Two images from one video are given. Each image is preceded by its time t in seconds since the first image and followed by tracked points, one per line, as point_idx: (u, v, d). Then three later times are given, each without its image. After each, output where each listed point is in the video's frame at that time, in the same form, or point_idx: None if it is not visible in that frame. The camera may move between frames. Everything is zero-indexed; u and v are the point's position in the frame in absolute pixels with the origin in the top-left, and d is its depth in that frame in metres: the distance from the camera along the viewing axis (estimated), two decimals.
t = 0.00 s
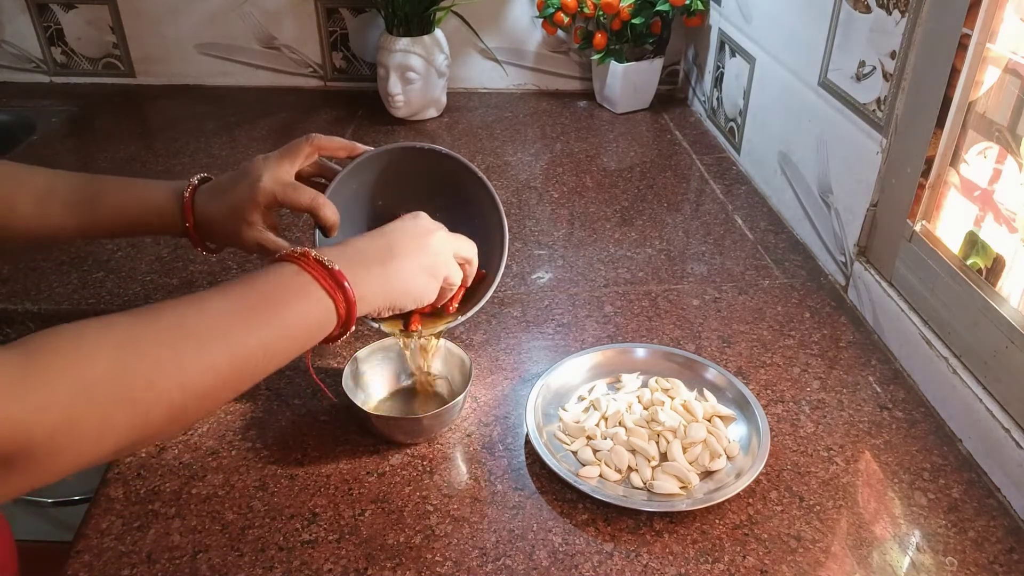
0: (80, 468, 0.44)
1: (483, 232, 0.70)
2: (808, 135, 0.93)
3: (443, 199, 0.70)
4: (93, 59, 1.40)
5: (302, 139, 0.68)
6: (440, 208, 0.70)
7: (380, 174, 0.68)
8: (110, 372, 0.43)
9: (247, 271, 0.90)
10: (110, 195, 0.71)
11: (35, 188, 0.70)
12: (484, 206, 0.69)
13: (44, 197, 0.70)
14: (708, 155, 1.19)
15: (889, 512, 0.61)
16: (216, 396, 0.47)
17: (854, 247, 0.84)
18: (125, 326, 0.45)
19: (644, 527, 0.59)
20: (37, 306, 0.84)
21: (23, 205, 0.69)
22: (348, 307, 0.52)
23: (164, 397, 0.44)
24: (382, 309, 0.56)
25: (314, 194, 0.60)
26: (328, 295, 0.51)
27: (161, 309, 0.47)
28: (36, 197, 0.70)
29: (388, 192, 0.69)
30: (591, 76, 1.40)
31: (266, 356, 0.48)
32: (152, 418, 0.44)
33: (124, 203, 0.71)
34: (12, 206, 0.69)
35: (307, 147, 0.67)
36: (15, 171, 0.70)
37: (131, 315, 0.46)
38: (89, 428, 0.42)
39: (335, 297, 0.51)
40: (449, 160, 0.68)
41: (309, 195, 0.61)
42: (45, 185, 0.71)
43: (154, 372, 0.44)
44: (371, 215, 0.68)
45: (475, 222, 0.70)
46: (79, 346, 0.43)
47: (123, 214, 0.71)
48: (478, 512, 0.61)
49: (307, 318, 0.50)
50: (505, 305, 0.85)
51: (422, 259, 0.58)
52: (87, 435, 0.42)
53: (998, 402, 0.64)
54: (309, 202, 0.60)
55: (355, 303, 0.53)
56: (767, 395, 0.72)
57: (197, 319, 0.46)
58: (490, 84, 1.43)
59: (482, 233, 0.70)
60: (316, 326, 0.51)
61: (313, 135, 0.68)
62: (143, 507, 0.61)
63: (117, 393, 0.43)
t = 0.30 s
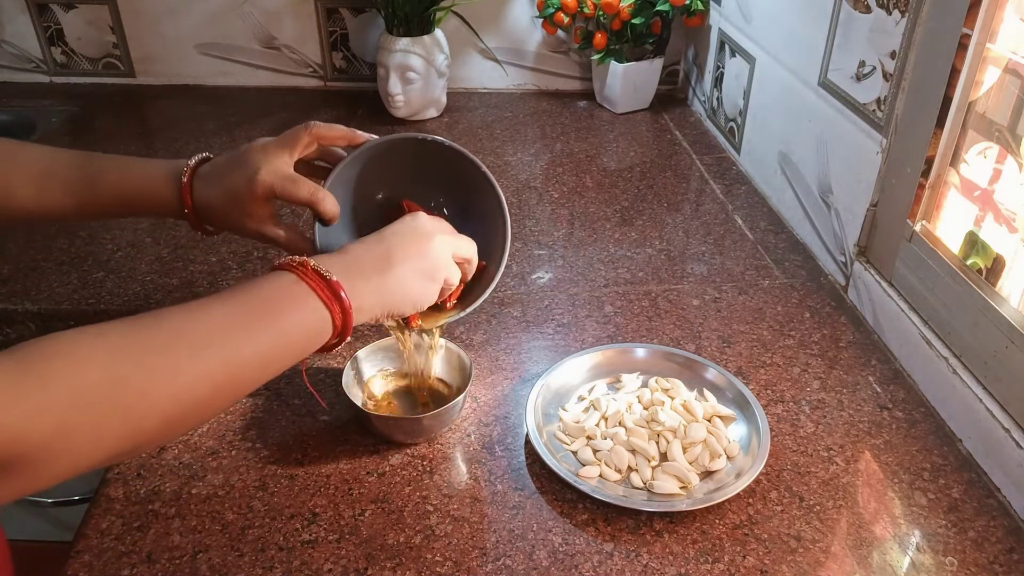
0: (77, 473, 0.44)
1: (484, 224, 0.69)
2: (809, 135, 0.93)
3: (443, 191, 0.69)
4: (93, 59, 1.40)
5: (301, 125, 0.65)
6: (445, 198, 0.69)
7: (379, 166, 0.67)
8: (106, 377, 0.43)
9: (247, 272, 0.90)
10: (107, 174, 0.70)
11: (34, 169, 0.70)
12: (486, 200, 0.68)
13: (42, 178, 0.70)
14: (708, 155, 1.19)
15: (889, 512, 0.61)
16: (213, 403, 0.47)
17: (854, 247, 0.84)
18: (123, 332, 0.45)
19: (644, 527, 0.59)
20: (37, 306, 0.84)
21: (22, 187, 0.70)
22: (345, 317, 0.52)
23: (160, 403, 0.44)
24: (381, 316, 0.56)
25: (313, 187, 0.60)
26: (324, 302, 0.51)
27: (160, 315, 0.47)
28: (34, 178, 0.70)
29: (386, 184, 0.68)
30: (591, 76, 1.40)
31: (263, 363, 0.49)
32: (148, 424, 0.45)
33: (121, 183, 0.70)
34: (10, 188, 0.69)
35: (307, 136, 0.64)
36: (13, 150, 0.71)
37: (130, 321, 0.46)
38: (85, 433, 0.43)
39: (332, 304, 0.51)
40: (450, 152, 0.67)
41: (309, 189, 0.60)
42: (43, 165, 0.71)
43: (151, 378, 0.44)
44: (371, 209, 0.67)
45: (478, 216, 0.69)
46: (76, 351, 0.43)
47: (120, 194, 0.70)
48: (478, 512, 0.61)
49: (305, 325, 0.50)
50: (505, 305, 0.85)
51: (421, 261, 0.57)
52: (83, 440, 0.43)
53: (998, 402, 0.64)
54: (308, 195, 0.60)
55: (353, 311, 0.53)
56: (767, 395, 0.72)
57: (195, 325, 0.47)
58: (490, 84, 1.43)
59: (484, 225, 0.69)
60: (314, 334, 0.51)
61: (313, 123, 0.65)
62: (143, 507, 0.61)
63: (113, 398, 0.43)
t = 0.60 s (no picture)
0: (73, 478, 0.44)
1: (490, 223, 0.67)
2: (809, 134, 0.93)
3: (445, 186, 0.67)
4: (93, 59, 1.40)
5: (303, 119, 0.64)
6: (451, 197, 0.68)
7: (377, 159, 0.66)
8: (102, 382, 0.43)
9: (247, 272, 0.90)
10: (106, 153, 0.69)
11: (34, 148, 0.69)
12: (490, 197, 0.66)
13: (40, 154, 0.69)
14: (708, 155, 1.19)
15: (889, 512, 0.61)
16: (206, 410, 0.47)
17: (854, 247, 0.84)
18: (118, 338, 0.45)
19: (644, 527, 0.59)
20: (37, 307, 0.84)
21: (21, 163, 0.68)
22: (337, 325, 0.52)
23: (154, 409, 0.45)
24: (377, 324, 0.56)
25: (316, 186, 0.61)
26: (319, 311, 0.51)
27: (155, 322, 0.47)
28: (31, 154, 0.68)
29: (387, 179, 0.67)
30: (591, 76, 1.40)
31: (256, 371, 0.49)
32: (142, 431, 0.45)
33: (120, 164, 0.69)
34: (8, 165, 0.68)
35: (309, 132, 0.63)
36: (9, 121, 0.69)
37: (126, 329, 0.46)
38: (79, 438, 0.43)
39: (327, 314, 0.52)
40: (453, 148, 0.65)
41: (312, 187, 0.61)
42: (41, 141, 0.69)
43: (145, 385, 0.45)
44: (370, 205, 0.66)
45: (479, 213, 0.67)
46: (73, 357, 0.44)
47: (118, 176, 0.69)
48: (478, 512, 0.61)
49: (299, 333, 0.50)
50: (505, 305, 0.85)
51: (417, 267, 0.57)
52: (75, 446, 0.43)
53: (998, 402, 0.64)
54: (312, 194, 0.61)
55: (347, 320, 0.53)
56: (767, 395, 0.72)
57: (191, 332, 0.47)
58: (490, 84, 1.43)
59: (490, 225, 0.67)
60: (308, 343, 0.51)
61: (316, 119, 0.64)
62: (143, 507, 0.61)
63: (107, 405, 0.43)
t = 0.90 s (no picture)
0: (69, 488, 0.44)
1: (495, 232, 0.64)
2: (809, 134, 0.93)
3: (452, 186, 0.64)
4: (93, 59, 1.40)
5: (306, 116, 0.62)
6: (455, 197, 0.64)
7: (378, 158, 0.63)
8: (95, 392, 0.44)
9: (247, 272, 0.90)
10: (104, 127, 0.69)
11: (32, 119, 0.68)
12: (499, 206, 0.63)
13: (40, 125, 0.68)
14: (708, 155, 1.19)
15: (889, 512, 0.61)
16: (198, 422, 0.48)
17: (854, 247, 0.84)
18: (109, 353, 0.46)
19: (644, 527, 0.59)
20: (37, 307, 0.84)
21: (20, 133, 0.68)
22: (329, 341, 0.52)
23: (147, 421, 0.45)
24: (374, 332, 0.56)
25: (318, 187, 0.61)
26: (311, 326, 0.52)
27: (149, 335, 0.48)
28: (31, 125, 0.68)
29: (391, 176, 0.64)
30: (591, 76, 1.40)
31: (248, 383, 0.49)
32: (134, 441, 0.45)
33: (118, 139, 0.69)
34: (7, 135, 0.68)
35: (309, 132, 0.62)
36: (9, 89, 0.68)
37: (119, 340, 0.47)
38: (73, 448, 0.43)
39: (319, 329, 0.52)
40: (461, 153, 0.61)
41: (315, 187, 0.61)
42: (40, 113, 0.69)
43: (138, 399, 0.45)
44: (372, 207, 0.64)
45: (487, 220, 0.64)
46: (68, 367, 0.44)
47: (117, 151, 0.69)
48: (478, 512, 0.61)
49: (290, 345, 0.50)
50: (505, 305, 0.85)
51: (413, 281, 0.56)
52: (69, 453, 0.43)
53: (998, 402, 0.64)
54: (313, 197, 0.61)
55: (339, 335, 0.53)
56: (767, 395, 0.72)
57: (184, 343, 0.47)
58: (490, 84, 1.43)
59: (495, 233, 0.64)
60: (300, 356, 0.51)
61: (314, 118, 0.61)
62: (143, 507, 0.61)
63: (100, 414, 0.44)
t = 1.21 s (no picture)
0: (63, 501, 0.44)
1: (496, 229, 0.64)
2: (808, 134, 0.93)
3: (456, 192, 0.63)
4: (93, 59, 1.40)
5: (301, 118, 0.60)
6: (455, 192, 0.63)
7: (375, 162, 0.61)
8: (87, 402, 0.43)
9: (248, 272, 0.90)
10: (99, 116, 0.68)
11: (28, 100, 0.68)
12: (502, 218, 0.63)
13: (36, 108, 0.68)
14: (708, 155, 1.19)
15: (889, 512, 0.61)
16: (189, 433, 0.47)
17: (854, 247, 0.84)
18: (99, 367, 0.45)
19: (644, 527, 0.59)
20: (36, 307, 0.84)
21: (14, 113, 0.68)
22: (320, 353, 0.53)
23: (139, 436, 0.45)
24: (374, 332, 0.56)
25: (314, 196, 0.60)
26: (303, 338, 0.52)
27: (138, 347, 0.47)
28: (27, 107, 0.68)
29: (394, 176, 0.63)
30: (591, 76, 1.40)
31: (240, 394, 0.49)
32: (125, 452, 0.44)
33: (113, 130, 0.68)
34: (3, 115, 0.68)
35: (305, 137, 0.60)
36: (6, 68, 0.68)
37: (109, 351, 0.46)
38: (65, 464, 0.42)
39: (311, 341, 0.52)
40: (468, 166, 0.59)
41: (311, 194, 0.60)
42: (35, 93, 0.68)
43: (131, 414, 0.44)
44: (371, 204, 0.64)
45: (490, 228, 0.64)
46: (58, 376, 0.43)
47: (111, 141, 0.69)
48: (478, 512, 0.61)
49: (281, 358, 0.51)
50: (505, 305, 0.85)
51: (407, 289, 0.56)
52: (59, 465, 0.42)
53: (998, 402, 0.64)
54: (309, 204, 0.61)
55: (330, 347, 0.53)
56: (767, 395, 0.72)
57: (174, 354, 0.47)
58: (490, 84, 1.43)
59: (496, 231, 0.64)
60: (289, 368, 0.51)
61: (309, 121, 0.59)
62: (143, 507, 0.61)
63: (92, 423, 0.43)
